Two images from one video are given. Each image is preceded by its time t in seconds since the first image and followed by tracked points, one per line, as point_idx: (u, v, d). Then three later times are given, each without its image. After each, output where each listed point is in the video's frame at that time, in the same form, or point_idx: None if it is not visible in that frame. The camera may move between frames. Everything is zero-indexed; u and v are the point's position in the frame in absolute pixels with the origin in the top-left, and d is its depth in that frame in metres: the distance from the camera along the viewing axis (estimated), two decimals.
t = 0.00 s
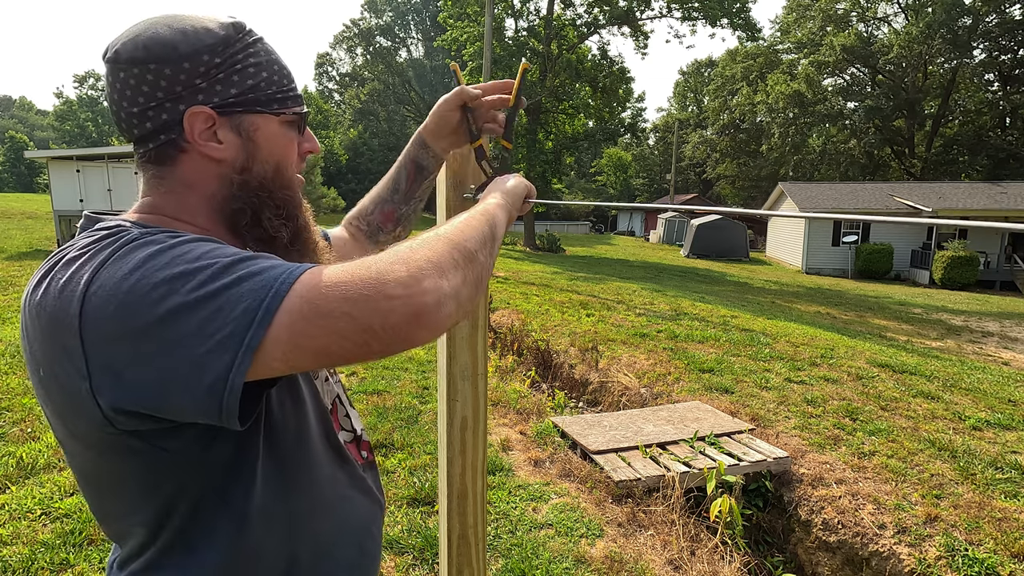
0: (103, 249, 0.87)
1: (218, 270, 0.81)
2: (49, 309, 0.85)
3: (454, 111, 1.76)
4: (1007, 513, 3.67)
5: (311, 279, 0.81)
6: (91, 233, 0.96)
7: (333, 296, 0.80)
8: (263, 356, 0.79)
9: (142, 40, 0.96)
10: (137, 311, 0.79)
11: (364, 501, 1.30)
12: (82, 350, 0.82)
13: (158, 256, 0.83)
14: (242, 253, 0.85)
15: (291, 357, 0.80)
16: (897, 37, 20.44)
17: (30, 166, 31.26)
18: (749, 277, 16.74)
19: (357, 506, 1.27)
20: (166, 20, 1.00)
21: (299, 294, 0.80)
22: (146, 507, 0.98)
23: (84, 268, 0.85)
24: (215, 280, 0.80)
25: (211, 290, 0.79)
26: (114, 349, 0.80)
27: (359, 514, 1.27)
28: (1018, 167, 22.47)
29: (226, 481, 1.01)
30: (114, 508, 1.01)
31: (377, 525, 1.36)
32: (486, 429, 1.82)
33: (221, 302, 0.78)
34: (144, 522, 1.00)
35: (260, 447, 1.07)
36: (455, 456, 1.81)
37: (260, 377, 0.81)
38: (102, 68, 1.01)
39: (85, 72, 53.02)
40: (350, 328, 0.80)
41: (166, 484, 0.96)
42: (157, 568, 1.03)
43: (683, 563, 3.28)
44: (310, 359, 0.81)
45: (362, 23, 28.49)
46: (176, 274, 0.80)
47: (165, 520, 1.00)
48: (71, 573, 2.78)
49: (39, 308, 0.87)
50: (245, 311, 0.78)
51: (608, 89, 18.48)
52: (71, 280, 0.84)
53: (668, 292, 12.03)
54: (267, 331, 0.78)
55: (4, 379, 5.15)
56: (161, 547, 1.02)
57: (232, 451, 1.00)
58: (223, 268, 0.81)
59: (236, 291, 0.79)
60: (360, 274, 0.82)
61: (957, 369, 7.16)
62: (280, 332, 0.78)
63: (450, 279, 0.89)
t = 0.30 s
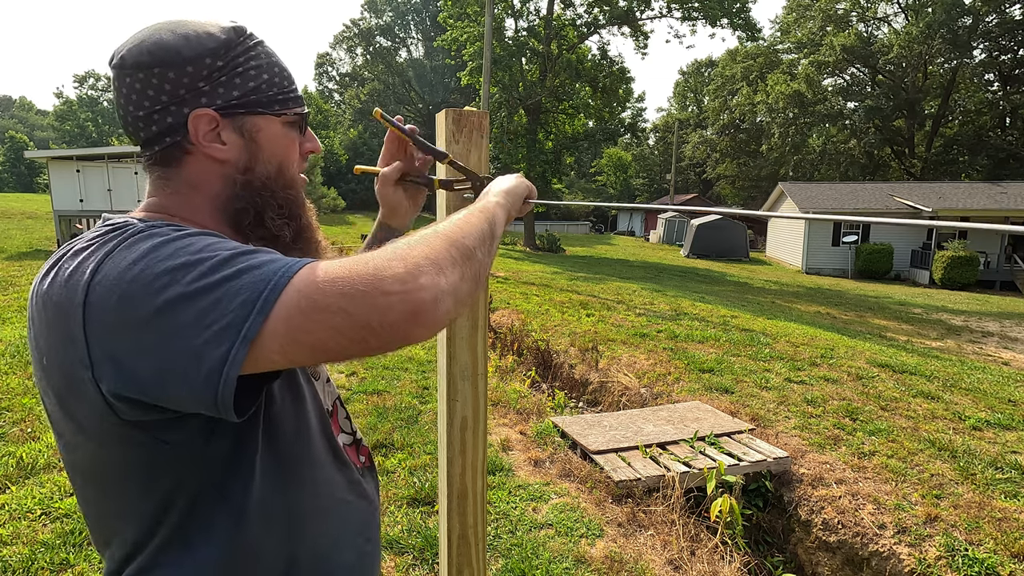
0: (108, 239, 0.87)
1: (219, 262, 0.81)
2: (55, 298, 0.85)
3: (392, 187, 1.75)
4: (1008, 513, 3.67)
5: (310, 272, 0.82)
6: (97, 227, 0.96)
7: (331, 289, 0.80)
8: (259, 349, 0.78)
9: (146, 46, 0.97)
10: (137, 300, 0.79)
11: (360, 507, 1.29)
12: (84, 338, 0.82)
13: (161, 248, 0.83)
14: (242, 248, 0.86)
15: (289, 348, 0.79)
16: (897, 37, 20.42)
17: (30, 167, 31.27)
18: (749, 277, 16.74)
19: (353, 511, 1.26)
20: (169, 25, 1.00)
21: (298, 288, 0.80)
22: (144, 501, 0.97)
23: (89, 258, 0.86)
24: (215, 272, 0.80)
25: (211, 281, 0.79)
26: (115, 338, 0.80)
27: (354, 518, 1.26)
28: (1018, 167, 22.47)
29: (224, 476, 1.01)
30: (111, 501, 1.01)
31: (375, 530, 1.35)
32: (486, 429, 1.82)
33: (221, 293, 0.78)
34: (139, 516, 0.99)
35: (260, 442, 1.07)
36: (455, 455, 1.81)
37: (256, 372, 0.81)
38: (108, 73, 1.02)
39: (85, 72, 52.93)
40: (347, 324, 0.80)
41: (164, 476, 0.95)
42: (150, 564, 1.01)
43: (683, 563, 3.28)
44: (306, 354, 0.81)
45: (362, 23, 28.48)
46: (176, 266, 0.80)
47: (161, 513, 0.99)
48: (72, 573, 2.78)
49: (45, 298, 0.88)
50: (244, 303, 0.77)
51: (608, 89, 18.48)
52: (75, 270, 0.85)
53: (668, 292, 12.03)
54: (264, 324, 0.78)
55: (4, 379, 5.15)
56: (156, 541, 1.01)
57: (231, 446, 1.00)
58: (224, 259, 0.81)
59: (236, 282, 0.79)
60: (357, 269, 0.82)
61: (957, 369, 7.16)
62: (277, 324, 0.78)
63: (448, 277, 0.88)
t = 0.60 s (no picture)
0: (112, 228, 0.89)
1: (214, 250, 0.82)
2: (58, 283, 0.87)
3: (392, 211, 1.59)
4: (1007, 512, 3.67)
5: (301, 258, 0.82)
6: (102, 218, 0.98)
7: (320, 274, 0.80)
8: (249, 334, 0.78)
9: (143, 55, 1.00)
10: (131, 282, 0.80)
11: (355, 510, 1.29)
12: (82, 320, 0.83)
13: (160, 236, 0.84)
14: (237, 236, 0.86)
15: (279, 335, 0.79)
16: (897, 36, 20.41)
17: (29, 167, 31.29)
18: (749, 277, 16.74)
19: (347, 513, 1.26)
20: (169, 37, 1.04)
21: (288, 274, 0.80)
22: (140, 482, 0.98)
23: (94, 244, 0.88)
24: (208, 256, 0.80)
25: (204, 265, 0.79)
26: (112, 320, 0.80)
27: (347, 521, 1.26)
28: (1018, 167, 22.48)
29: (222, 463, 1.02)
30: (111, 485, 1.02)
31: (370, 533, 1.35)
32: (486, 429, 1.82)
33: (212, 277, 0.78)
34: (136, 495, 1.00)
35: (256, 435, 1.07)
36: (455, 455, 1.81)
37: (246, 358, 0.81)
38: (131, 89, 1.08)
39: (85, 72, 53.02)
40: (334, 311, 0.80)
41: (159, 461, 0.96)
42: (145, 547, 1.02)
43: (683, 563, 3.29)
44: (296, 340, 0.81)
45: (362, 23, 28.49)
46: (171, 252, 0.81)
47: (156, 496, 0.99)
48: (72, 573, 2.78)
49: (49, 285, 0.89)
50: (235, 287, 0.78)
51: (608, 89, 18.49)
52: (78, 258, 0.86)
53: (667, 292, 12.03)
54: (254, 308, 0.78)
55: (4, 379, 5.16)
56: (152, 527, 1.02)
57: (230, 436, 1.01)
58: (219, 247, 0.82)
59: (229, 268, 0.79)
60: (346, 256, 0.82)
61: (957, 369, 7.16)
62: (266, 309, 0.78)
63: (436, 265, 0.88)
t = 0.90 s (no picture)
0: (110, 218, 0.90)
1: (208, 234, 0.82)
2: (58, 274, 0.88)
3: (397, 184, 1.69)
4: (1008, 512, 3.67)
5: (290, 235, 0.81)
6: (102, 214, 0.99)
7: (308, 246, 0.79)
8: (241, 311, 0.77)
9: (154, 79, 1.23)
10: (123, 266, 0.80)
11: (354, 511, 1.28)
12: (80, 308, 0.83)
13: (155, 224, 0.84)
14: (230, 220, 0.86)
15: (272, 313, 0.78)
16: (897, 37, 20.41)
17: (29, 167, 31.31)
18: (749, 277, 16.74)
19: (346, 512, 1.25)
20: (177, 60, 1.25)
21: (278, 249, 0.79)
22: (142, 470, 0.98)
23: (92, 235, 0.88)
24: (202, 240, 0.80)
25: (198, 246, 0.80)
26: (106, 305, 0.81)
27: (346, 521, 1.25)
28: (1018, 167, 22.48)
29: (220, 454, 1.02)
30: (113, 473, 1.02)
31: (370, 532, 1.34)
32: (485, 429, 1.82)
33: (205, 258, 0.78)
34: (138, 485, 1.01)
35: (256, 427, 1.06)
36: (455, 455, 1.81)
37: (241, 339, 0.80)
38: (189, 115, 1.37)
39: (86, 72, 53.04)
40: (323, 282, 0.78)
41: (156, 447, 0.96)
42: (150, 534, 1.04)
43: (683, 563, 3.28)
44: (287, 315, 0.80)
45: (362, 23, 28.53)
46: (164, 237, 0.81)
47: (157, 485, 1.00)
48: (71, 573, 2.78)
49: (51, 275, 0.90)
50: (225, 266, 0.77)
51: (608, 89, 18.50)
52: (78, 249, 0.87)
53: (668, 292, 12.03)
54: (246, 285, 0.77)
55: (4, 379, 5.16)
56: (156, 515, 1.03)
57: (229, 426, 1.01)
58: (213, 231, 0.82)
59: (222, 249, 0.79)
60: (332, 229, 0.81)
61: (957, 369, 7.16)
62: (256, 286, 0.77)
63: (424, 235, 0.86)
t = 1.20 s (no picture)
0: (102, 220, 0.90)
1: (196, 234, 0.81)
2: (49, 278, 0.88)
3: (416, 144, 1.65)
4: (1008, 513, 3.67)
5: (276, 231, 0.80)
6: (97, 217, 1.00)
7: (293, 242, 0.78)
8: (230, 307, 0.76)
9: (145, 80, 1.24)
10: (113, 268, 0.80)
11: (354, 507, 1.27)
12: (72, 314, 0.83)
13: (145, 225, 0.84)
14: (221, 219, 0.86)
15: (262, 309, 0.78)
16: (897, 36, 20.40)
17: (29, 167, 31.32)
18: (749, 277, 16.74)
19: (345, 508, 1.25)
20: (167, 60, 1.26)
21: (264, 244, 0.78)
22: (139, 474, 0.99)
23: (84, 237, 0.89)
24: (190, 239, 0.80)
25: (187, 244, 0.80)
26: (97, 309, 0.81)
27: (345, 516, 1.25)
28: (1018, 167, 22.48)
29: (215, 456, 1.02)
30: (111, 475, 1.03)
31: (372, 529, 1.34)
32: (485, 429, 1.82)
33: (193, 257, 0.78)
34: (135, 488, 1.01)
35: (249, 426, 1.06)
36: (455, 455, 1.81)
37: (232, 337, 0.80)
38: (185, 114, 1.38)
39: (86, 72, 53.05)
40: (309, 275, 0.77)
41: (151, 450, 0.96)
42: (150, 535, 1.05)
43: (683, 563, 3.28)
44: (277, 309, 0.78)
45: (362, 23, 28.57)
46: (153, 237, 0.81)
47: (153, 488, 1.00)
48: (71, 573, 2.78)
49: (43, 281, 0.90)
50: (213, 262, 0.77)
51: (608, 89, 18.54)
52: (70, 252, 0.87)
53: (668, 292, 12.04)
54: (234, 281, 0.76)
55: (4, 379, 5.16)
56: (154, 516, 1.04)
57: (221, 426, 1.00)
58: (201, 230, 0.82)
59: (210, 247, 0.78)
60: (319, 222, 0.80)
61: (957, 369, 7.16)
62: (244, 282, 0.77)
63: (413, 228, 0.83)
